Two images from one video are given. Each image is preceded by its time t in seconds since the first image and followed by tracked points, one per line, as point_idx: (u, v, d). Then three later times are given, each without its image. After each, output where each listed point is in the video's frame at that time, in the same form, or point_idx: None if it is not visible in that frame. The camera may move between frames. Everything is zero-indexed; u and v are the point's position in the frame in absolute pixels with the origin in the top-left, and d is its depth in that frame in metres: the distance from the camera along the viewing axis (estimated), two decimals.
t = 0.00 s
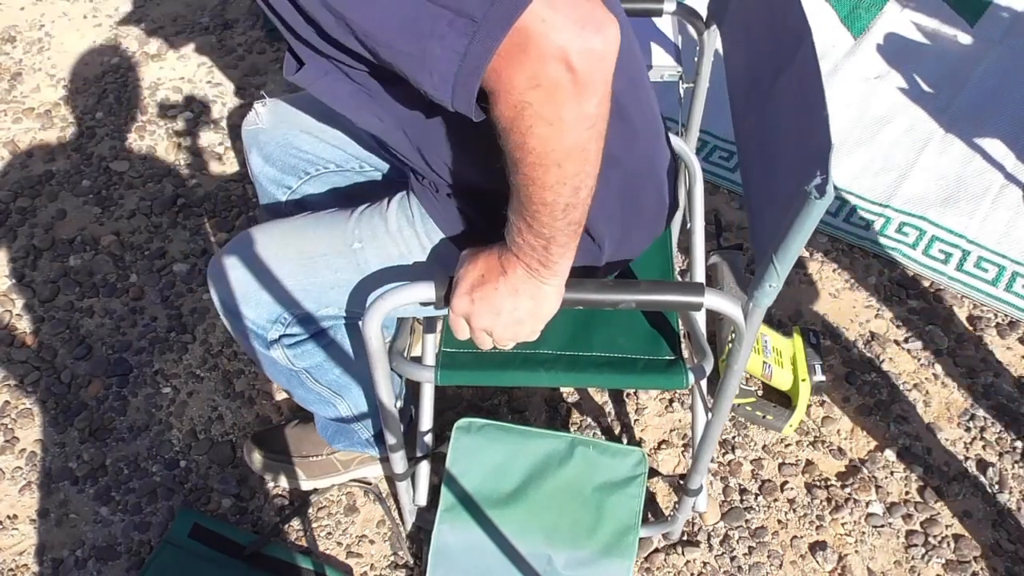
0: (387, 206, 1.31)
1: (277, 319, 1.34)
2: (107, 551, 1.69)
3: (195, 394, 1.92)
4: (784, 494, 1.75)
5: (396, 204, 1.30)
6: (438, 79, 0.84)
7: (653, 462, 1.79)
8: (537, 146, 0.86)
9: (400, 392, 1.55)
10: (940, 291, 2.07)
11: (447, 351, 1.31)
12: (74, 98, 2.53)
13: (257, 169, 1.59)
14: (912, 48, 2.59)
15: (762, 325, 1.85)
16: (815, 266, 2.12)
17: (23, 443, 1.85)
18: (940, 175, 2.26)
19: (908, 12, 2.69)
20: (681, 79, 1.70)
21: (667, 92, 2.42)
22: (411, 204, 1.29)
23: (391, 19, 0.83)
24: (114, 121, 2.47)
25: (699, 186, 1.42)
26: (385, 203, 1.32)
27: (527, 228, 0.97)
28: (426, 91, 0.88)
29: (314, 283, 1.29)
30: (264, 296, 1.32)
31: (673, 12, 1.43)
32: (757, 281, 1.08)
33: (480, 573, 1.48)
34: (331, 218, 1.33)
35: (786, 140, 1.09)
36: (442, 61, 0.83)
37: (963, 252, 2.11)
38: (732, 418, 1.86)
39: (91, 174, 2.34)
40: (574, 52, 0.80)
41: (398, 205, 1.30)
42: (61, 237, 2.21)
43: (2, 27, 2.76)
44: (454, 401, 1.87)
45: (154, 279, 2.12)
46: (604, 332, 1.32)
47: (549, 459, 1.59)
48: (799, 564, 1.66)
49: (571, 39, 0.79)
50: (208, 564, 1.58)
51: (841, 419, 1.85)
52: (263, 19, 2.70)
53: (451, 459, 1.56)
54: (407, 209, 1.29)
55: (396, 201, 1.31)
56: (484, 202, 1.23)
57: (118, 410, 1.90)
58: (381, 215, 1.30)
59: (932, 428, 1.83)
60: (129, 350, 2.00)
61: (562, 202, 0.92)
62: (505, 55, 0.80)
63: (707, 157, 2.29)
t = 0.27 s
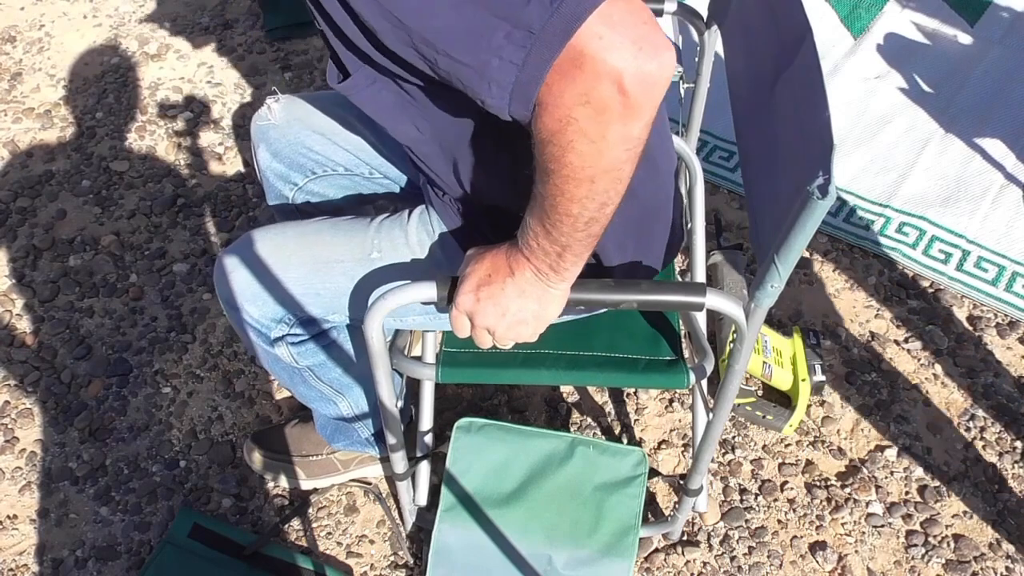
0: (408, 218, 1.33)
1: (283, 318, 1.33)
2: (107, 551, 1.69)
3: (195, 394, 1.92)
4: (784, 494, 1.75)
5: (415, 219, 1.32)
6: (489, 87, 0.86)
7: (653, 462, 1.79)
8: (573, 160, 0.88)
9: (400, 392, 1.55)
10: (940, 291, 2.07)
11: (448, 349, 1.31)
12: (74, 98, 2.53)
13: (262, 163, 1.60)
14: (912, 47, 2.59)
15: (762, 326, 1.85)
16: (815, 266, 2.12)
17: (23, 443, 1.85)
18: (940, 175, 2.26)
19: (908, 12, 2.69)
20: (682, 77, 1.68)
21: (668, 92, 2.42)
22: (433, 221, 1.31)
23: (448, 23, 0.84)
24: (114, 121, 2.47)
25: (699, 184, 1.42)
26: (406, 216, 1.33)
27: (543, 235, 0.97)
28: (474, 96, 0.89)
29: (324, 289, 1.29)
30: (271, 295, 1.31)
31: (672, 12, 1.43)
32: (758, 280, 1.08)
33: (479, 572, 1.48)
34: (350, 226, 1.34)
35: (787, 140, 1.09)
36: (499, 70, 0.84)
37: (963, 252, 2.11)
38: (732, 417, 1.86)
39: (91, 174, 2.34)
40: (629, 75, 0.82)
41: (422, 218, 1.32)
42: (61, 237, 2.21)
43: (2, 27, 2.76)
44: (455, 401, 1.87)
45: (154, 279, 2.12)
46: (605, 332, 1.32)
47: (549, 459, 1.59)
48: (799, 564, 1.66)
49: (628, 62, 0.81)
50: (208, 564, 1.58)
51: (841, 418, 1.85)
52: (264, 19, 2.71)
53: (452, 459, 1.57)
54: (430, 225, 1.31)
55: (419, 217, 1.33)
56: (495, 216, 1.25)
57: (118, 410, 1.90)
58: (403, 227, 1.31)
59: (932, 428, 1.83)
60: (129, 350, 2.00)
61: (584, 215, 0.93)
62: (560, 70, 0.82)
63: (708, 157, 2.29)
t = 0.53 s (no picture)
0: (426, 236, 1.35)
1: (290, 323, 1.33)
2: (107, 551, 1.69)
3: (195, 394, 1.92)
4: (784, 494, 1.75)
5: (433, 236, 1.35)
6: (576, 100, 0.87)
7: (653, 462, 1.79)
8: (632, 175, 0.88)
9: (399, 392, 1.55)
10: (940, 291, 2.07)
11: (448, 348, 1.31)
12: (73, 98, 2.53)
13: (267, 160, 1.59)
14: (912, 47, 2.59)
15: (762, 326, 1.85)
16: (815, 266, 2.12)
17: (23, 443, 1.85)
18: (940, 175, 2.26)
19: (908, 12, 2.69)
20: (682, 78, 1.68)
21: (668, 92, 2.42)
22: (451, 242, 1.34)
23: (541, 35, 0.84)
24: (114, 121, 2.47)
25: (698, 182, 1.42)
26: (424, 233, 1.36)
27: (564, 241, 0.97)
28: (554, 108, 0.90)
29: (336, 298, 1.29)
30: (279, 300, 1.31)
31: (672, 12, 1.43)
32: (755, 280, 1.08)
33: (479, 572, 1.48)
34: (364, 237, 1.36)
35: (785, 140, 1.09)
36: (589, 85, 0.85)
37: (963, 252, 2.11)
38: (732, 417, 1.86)
39: (91, 174, 2.34)
40: (712, 104, 0.84)
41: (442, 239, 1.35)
42: (61, 237, 2.21)
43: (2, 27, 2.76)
44: (455, 401, 1.87)
45: (154, 279, 2.12)
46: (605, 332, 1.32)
47: (549, 459, 1.59)
48: (799, 564, 1.66)
49: (717, 87, 0.83)
50: (208, 564, 1.58)
51: (841, 418, 1.85)
52: (264, 19, 2.70)
53: (452, 459, 1.57)
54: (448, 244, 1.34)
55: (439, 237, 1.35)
56: (504, 225, 1.27)
57: (118, 410, 1.90)
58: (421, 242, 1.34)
59: (931, 428, 1.83)
60: (129, 350, 2.00)
61: (619, 227, 0.94)
62: (647, 86, 0.83)
63: (708, 157, 2.29)
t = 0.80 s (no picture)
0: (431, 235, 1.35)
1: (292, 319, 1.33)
2: (107, 551, 1.69)
3: (195, 394, 1.92)
4: (784, 494, 1.75)
5: (440, 234, 1.35)
6: (637, 123, 0.89)
7: (653, 462, 1.79)
8: (662, 201, 0.91)
9: (399, 392, 1.55)
10: (940, 291, 2.07)
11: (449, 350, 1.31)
12: (74, 98, 2.53)
13: (273, 155, 1.58)
14: (912, 47, 2.59)
15: (762, 326, 1.86)
16: (815, 266, 2.12)
17: (23, 443, 1.85)
18: (940, 175, 2.26)
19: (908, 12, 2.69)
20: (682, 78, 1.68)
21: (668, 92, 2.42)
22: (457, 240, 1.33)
23: (623, 57, 0.85)
24: (114, 121, 2.47)
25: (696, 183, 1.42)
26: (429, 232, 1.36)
27: (568, 251, 1.00)
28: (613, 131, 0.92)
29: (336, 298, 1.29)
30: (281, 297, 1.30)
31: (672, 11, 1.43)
32: (751, 280, 1.09)
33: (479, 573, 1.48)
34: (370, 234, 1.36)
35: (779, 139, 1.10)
36: (656, 111, 0.87)
37: (963, 252, 2.11)
38: (732, 418, 1.86)
39: (91, 174, 2.34)
40: (762, 159, 0.86)
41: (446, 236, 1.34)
42: (61, 237, 2.21)
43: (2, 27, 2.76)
44: (454, 401, 1.87)
45: (154, 279, 2.12)
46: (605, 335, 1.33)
47: (548, 460, 1.59)
48: (799, 564, 1.66)
49: (770, 140, 0.86)
50: (208, 564, 1.58)
51: (841, 418, 1.85)
52: (264, 19, 2.70)
53: (451, 460, 1.57)
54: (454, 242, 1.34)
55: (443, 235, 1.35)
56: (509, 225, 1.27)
57: (118, 410, 1.90)
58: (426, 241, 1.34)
59: (932, 428, 1.83)
60: (129, 350, 2.00)
61: (626, 247, 0.97)
62: (709, 125, 0.86)
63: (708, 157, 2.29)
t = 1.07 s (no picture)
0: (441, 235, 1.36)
1: (298, 317, 1.34)
2: (107, 551, 1.69)
3: (195, 394, 1.92)
4: (784, 494, 1.75)
5: (448, 234, 1.36)
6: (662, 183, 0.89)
7: (653, 462, 1.79)
8: (666, 284, 0.91)
9: (400, 393, 1.55)
10: (940, 291, 2.07)
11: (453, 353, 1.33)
12: (74, 98, 2.53)
13: (281, 151, 1.58)
14: (912, 47, 2.59)
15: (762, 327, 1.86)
16: (815, 266, 2.12)
17: (23, 443, 1.85)
18: (940, 176, 2.26)
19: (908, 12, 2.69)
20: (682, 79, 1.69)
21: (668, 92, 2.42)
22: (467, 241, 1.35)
23: (659, 110, 0.87)
24: (114, 121, 2.47)
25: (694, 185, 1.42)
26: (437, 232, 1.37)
27: (574, 340, 1.00)
28: (623, 177, 0.92)
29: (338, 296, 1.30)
30: (287, 293, 1.31)
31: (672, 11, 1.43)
32: (756, 281, 1.07)
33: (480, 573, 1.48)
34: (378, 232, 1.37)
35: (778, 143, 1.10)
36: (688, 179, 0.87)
37: (963, 252, 2.11)
38: (732, 418, 1.86)
39: (91, 174, 2.34)
40: (754, 238, 0.89)
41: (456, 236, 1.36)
42: (61, 237, 2.21)
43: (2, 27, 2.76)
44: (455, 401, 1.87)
45: (154, 279, 2.12)
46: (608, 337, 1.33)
47: (549, 460, 1.59)
48: (799, 564, 1.66)
49: (760, 224, 0.88)
50: (209, 564, 1.58)
51: (841, 418, 1.85)
52: (264, 19, 2.70)
53: (452, 461, 1.57)
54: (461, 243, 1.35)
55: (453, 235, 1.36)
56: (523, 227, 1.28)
57: (118, 410, 1.90)
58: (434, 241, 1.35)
59: (931, 428, 1.83)
60: (129, 350, 2.00)
61: (630, 336, 0.97)
62: (705, 209, 0.87)
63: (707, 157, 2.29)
